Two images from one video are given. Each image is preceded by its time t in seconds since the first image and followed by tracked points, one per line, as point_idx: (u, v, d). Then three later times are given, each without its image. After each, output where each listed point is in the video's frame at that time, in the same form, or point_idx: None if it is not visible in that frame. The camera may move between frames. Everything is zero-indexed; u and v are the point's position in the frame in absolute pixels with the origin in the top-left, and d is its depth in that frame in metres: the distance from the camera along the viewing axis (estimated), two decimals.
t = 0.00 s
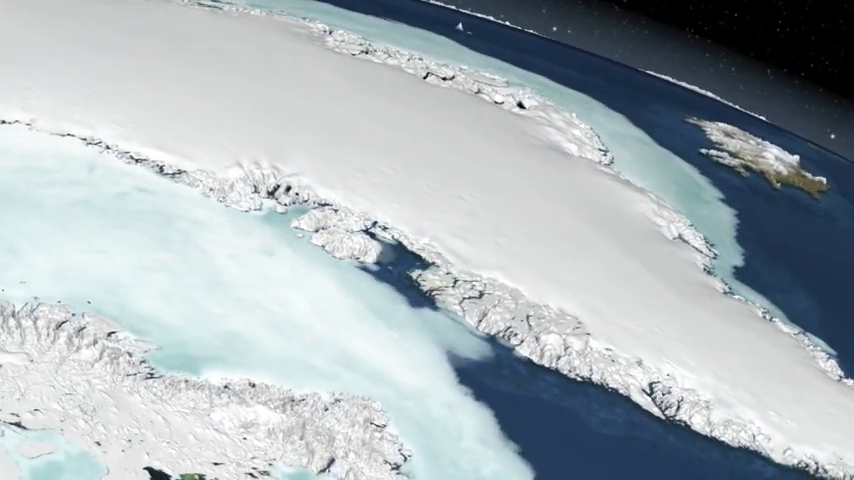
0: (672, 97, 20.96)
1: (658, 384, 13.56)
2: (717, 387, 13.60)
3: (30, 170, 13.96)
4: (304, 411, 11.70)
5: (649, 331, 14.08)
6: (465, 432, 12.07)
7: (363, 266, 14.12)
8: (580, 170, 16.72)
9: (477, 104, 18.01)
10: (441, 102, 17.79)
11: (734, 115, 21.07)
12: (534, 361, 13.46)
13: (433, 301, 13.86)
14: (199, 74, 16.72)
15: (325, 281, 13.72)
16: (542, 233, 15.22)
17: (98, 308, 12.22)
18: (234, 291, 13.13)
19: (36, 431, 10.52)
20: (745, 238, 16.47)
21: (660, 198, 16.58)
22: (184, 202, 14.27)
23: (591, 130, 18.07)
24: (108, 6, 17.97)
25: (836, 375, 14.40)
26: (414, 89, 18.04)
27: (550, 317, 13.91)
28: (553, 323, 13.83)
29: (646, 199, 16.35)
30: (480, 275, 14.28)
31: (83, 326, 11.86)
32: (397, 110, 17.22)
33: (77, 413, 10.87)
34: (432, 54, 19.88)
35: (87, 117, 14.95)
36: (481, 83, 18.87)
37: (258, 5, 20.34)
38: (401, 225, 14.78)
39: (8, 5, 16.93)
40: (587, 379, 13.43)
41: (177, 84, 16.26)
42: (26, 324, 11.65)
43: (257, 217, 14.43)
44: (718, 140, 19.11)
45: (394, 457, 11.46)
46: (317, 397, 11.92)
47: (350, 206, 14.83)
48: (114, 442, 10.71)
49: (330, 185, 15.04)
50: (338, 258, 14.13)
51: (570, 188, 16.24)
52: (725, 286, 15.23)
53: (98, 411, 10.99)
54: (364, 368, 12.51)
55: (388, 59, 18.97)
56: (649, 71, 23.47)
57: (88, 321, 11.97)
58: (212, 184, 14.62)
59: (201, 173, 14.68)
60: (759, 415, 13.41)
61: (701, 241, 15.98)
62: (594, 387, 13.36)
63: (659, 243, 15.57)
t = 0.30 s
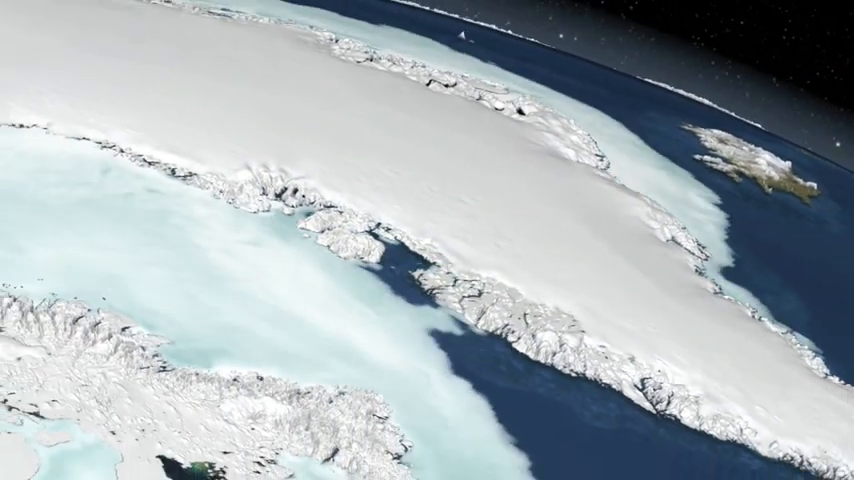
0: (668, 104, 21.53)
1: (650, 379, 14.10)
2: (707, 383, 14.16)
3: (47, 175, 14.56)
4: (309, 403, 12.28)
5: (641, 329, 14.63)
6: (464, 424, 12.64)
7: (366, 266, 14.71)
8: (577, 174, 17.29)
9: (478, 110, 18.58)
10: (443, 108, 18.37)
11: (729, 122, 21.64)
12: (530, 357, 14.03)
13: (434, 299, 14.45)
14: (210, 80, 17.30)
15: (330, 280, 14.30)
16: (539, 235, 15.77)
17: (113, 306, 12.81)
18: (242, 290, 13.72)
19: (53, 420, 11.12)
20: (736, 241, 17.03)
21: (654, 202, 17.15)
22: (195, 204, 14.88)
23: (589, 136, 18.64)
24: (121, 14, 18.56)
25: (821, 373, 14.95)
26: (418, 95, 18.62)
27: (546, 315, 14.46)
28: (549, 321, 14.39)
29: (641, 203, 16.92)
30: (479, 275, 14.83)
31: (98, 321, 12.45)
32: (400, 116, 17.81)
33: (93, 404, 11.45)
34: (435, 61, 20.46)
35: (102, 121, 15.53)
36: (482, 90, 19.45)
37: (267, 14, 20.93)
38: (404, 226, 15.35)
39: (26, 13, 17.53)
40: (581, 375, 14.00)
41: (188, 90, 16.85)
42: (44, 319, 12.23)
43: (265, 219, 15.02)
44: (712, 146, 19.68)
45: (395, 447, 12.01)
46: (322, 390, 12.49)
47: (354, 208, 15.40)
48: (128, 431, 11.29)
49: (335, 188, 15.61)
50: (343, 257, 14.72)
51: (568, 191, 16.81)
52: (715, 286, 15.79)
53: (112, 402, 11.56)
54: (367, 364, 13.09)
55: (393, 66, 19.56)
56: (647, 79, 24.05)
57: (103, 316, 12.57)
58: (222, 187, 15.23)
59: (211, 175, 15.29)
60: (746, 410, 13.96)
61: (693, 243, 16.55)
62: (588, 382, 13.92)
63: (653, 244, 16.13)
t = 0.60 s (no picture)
0: (665, 112, 22.16)
1: (641, 374, 14.72)
2: (696, 378, 14.78)
3: (65, 178, 15.25)
4: (315, 395, 12.89)
5: (634, 327, 15.25)
6: (462, 417, 13.26)
7: (370, 265, 15.34)
8: (574, 179, 17.92)
9: (479, 117, 19.23)
10: (446, 114, 19.02)
11: (724, 129, 22.27)
12: (527, 353, 14.65)
13: (435, 297, 15.08)
14: (220, 87, 17.96)
15: (335, 279, 14.94)
16: (537, 236, 16.40)
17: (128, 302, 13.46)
18: (251, 288, 14.36)
19: (72, 410, 11.81)
20: (727, 243, 17.65)
21: (648, 206, 17.78)
22: (206, 206, 15.53)
23: (586, 142, 19.27)
24: (135, 23, 19.23)
25: (806, 369, 15.57)
26: (421, 102, 19.28)
27: (542, 313, 15.10)
28: (545, 318, 15.03)
29: (635, 206, 17.55)
30: (478, 274, 15.47)
31: (114, 316, 13.10)
32: (404, 122, 18.46)
33: (109, 395, 12.11)
34: (438, 69, 21.11)
35: (117, 125, 16.20)
36: (484, 97, 20.10)
37: (276, 23, 21.60)
38: (406, 227, 15.99)
39: (44, 22, 18.20)
40: (575, 370, 14.63)
41: (200, 96, 17.52)
42: (63, 314, 12.91)
43: (273, 220, 15.67)
44: (706, 152, 20.30)
45: (397, 437, 12.61)
46: (328, 382, 13.10)
47: (359, 210, 16.05)
48: (142, 420, 11.95)
49: (340, 191, 16.26)
50: (347, 257, 15.36)
51: (564, 195, 17.44)
52: (706, 286, 16.41)
53: (128, 392, 12.22)
54: (370, 359, 13.72)
55: (397, 74, 20.22)
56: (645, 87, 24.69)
57: (119, 311, 13.23)
58: (232, 189, 15.88)
59: (222, 178, 15.95)
60: (734, 404, 14.59)
61: (685, 246, 17.17)
62: (581, 377, 14.54)
63: (646, 246, 16.76)
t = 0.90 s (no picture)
0: (661, 120, 22.89)
1: (632, 370, 15.44)
2: (684, 373, 15.49)
3: (83, 180, 16.02)
4: (321, 386, 13.63)
5: (626, 324, 15.97)
6: (461, 408, 13.99)
7: (374, 264, 16.08)
8: (571, 183, 18.66)
9: (481, 123, 19.98)
10: (448, 121, 19.78)
11: (719, 137, 22.99)
12: (523, 348, 15.38)
13: (435, 295, 15.81)
14: (232, 93, 18.73)
15: (341, 277, 15.69)
16: (533, 238, 17.13)
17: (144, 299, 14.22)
18: (260, 286, 15.11)
19: (90, 399, 12.53)
20: (718, 246, 18.37)
21: (642, 209, 18.51)
22: (217, 208, 16.29)
23: (583, 148, 20.02)
24: (150, 33, 20.01)
25: (791, 366, 16.28)
26: (425, 109, 20.03)
27: (538, 311, 15.83)
28: (541, 315, 15.76)
29: (629, 210, 18.28)
30: (477, 274, 16.20)
31: (131, 311, 13.86)
32: (408, 128, 19.21)
33: (126, 385, 12.85)
34: (442, 78, 21.86)
35: (133, 130, 16.97)
36: (485, 105, 20.86)
37: (285, 32, 22.38)
38: (409, 229, 16.73)
39: (63, 32, 18.99)
40: (569, 366, 15.35)
41: (212, 101, 18.29)
42: (82, 308, 13.68)
43: (282, 221, 16.42)
44: (700, 159, 21.03)
45: (398, 427, 13.36)
46: (333, 375, 13.85)
47: (364, 212, 16.79)
48: (157, 409, 12.68)
49: (346, 193, 17.00)
50: (352, 257, 16.10)
51: (561, 198, 18.18)
52: (695, 286, 17.14)
53: (143, 383, 12.96)
54: (374, 353, 14.46)
55: (402, 82, 20.98)
56: (644, 95, 25.43)
57: (135, 307, 13.99)
58: (243, 191, 16.63)
59: (233, 181, 16.70)
60: (720, 398, 15.31)
61: (676, 248, 17.90)
62: (575, 372, 15.27)
63: (639, 248, 17.48)
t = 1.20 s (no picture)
0: (658, 128, 23.71)
1: (623, 365, 16.25)
2: (673, 368, 16.29)
3: (102, 183, 16.86)
4: (327, 378, 14.44)
5: (617, 321, 16.78)
6: (460, 399, 14.79)
7: (378, 264, 16.89)
8: (568, 188, 19.48)
9: (482, 130, 20.82)
10: (451, 128, 20.62)
11: (713, 144, 23.81)
12: (519, 344, 16.19)
13: (436, 292, 16.61)
14: (244, 100, 19.58)
15: (347, 275, 16.50)
16: (531, 239, 17.95)
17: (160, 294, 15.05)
18: (271, 284, 15.92)
19: (110, 388, 13.35)
20: (708, 249, 19.17)
21: (635, 213, 19.33)
22: (230, 210, 17.14)
23: (580, 154, 20.84)
24: (166, 42, 20.89)
25: (775, 363, 17.08)
26: (428, 116, 20.87)
27: (534, 309, 16.65)
28: (537, 312, 16.58)
29: (623, 213, 19.09)
30: (476, 273, 17.03)
31: (147, 307, 14.70)
32: (412, 134, 20.05)
33: (143, 375, 13.69)
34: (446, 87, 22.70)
35: (150, 135, 17.83)
36: (486, 112, 21.69)
37: (295, 42, 23.25)
38: (412, 230, 17.56)
39: (83, 42, 19.87)
40: (563, 361, 16.16)
41: (224, 108, 19.13)
42: (102, 303, 14.52)
43: (291, 223, 17.26)
44: (693, 165, 21.83)
45: (400, 416, 14.17)
46: (339, 368, 14.64)
47: (369, 214, 17.62)
48: (172, 398, 13.52)
49: (353, 195, 17.83)
50: (358, 257, 16.92)
51: (558, 202, 19.00)
52: (685, 287, 17.95)
53: (159, 374, 13.80)
54: (379, 347, 15.27)
55: (406, 90, 21.83)
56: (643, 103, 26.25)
57: (152, 302, 14.84)
58: (254, 193, 17.47)
59: (244, 184, 17.54)
60: (707, 392, 16.10)
61: (668, 250, 18.71)
62: (568, 367, 16.09)
63: (632, 250, 18.29)
